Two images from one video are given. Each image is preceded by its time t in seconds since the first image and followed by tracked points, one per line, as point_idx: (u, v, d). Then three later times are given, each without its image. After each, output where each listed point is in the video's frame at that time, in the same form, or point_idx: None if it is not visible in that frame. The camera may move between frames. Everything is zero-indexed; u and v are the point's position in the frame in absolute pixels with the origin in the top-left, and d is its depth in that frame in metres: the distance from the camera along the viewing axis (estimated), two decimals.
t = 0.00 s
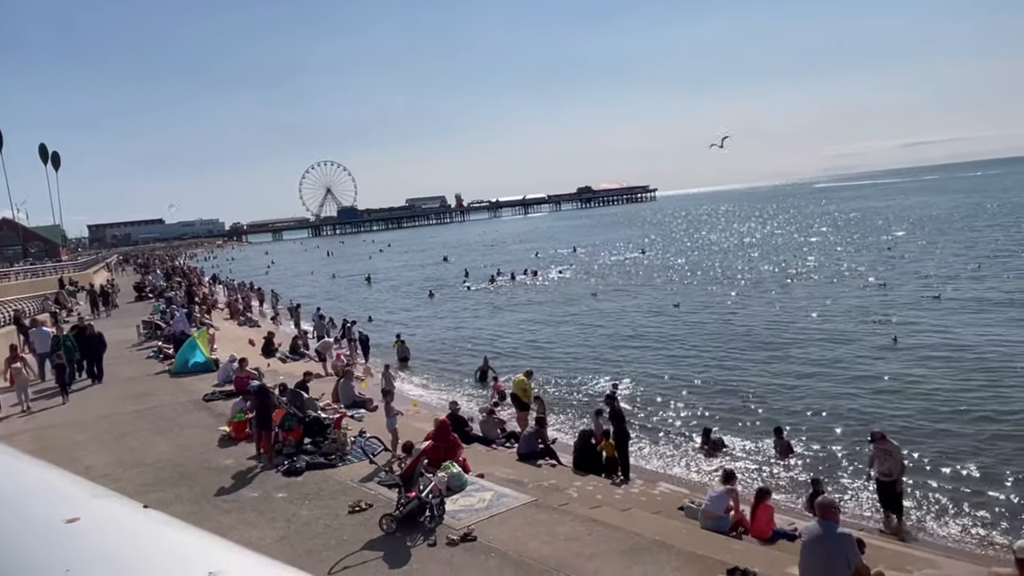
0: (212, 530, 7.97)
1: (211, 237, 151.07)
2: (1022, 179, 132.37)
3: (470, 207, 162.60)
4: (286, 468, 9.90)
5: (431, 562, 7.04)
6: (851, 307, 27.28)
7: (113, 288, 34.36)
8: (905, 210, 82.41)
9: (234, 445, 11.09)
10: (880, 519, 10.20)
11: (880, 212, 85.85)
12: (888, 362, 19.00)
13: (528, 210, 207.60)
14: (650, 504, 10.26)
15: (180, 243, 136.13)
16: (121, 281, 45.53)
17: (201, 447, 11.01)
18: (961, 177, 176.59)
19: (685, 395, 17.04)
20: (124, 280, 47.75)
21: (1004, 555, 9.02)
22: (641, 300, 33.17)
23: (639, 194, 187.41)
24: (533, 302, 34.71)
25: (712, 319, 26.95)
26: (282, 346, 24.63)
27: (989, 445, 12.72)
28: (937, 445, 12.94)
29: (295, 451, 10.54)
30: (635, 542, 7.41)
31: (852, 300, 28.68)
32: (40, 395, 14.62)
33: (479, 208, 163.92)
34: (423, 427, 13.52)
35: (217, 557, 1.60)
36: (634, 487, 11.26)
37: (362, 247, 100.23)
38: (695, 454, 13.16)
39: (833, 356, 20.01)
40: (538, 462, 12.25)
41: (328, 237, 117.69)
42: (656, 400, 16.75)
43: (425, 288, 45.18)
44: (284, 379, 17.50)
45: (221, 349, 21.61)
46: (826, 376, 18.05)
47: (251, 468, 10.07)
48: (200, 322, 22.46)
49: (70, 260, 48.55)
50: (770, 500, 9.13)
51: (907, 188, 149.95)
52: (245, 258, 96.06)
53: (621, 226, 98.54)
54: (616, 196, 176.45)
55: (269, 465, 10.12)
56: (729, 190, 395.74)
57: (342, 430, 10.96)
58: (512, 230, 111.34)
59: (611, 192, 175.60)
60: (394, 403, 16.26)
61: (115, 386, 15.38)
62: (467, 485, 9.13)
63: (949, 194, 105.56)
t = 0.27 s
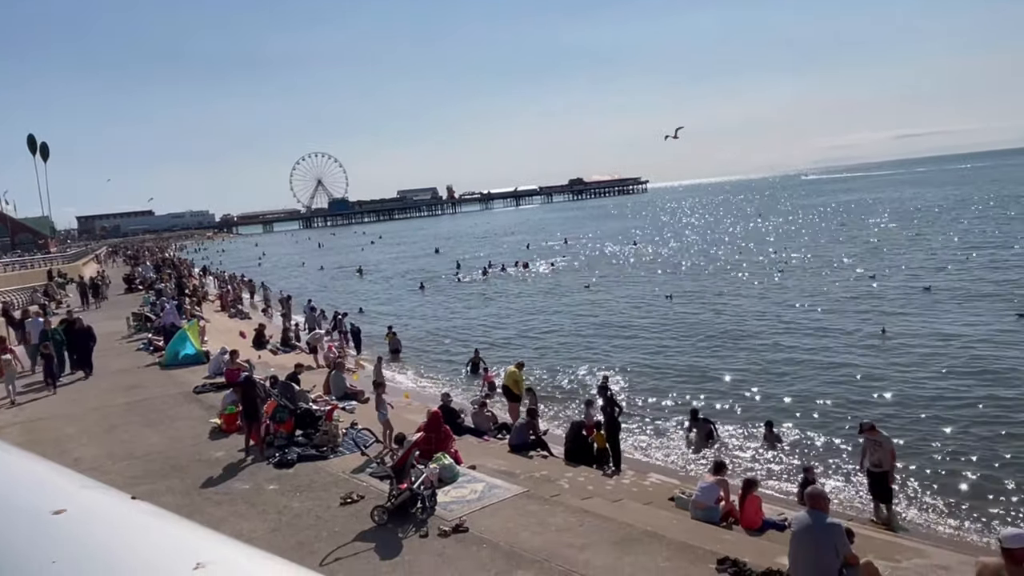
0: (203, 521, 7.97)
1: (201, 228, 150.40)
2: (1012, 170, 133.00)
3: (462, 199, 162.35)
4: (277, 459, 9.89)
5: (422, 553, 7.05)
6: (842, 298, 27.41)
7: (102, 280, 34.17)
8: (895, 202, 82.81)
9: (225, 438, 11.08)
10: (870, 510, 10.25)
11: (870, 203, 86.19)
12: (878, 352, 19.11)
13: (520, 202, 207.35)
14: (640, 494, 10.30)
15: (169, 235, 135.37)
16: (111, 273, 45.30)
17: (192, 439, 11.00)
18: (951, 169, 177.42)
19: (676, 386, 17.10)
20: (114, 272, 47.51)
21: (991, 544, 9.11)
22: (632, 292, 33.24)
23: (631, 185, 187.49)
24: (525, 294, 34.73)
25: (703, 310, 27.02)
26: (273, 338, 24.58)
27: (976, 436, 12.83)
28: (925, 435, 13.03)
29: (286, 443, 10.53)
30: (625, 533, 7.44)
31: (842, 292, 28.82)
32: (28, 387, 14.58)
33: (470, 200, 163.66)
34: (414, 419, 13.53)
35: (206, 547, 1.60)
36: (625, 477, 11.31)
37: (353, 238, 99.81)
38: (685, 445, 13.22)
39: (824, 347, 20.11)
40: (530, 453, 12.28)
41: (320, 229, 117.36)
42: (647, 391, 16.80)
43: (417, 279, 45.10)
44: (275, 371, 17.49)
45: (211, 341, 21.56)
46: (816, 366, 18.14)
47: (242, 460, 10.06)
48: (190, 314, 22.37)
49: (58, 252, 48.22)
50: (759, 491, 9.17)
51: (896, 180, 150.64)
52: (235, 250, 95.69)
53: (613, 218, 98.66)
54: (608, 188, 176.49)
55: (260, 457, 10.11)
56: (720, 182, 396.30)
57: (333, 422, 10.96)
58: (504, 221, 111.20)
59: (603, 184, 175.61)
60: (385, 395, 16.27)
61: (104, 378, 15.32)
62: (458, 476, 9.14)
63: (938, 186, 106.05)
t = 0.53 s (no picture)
0: (192, 513, 7.94)
1: (189, 219, 149.66)
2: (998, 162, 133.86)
3: (452, 190, 162.11)
4: (266, 451, 9.87)
5: (412, 544, 7.06)
6: (829, 289, 27.55)
7: (89, 271, 33.92)
8: (882, 193, 83.28)
9: (214, 429, 11.04)
10: (857, 499, 10.33)
11: (858, 195, 86.68)
12: (865, 343, 19.22)
13: (510, 193, 207.02)
14: (630, 485, 10.34)
15: (157, 226, 134.44)
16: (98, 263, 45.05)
17: (180, 431, 10.96)
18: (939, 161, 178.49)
19: (665, 377, 17.15)
20: (101, 263, 47.18)
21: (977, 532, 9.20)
22: (622, 283, 33.29)
23: (620, 177, 187.42)
24: (514, 285, 34.72)
25: (692, 301, 27.09)
26: (262, 330, 24.50)
27: (961, 426, 12.94)
28: (911, 425, 13.13)
29: (276, 435, 10.51)
30: (615, 523, 7.47)
31: (830, 283, 28.96)
32: (14, 377, 14.52)
33: (460, 191, 163.23)
34: (404, 410, 13.52)
35: (194, 537, 1.62)
36: (614, 468, 11.35)
37: (343, 229, 99.42)
38: (674, 436, 13.27)
39: (812, 338, 20.21)
40: (519, 444, 12.30)
41: (309, 220, 116.81)
42: (636, 382, 16.87)
43: (406, 271, 45.01)
44: (264, 362, 17.43)
45: (200, 333, 21.46)
46: (804, 357, 18.23)
47: (231, 451, 10.03)
48: (178, 305, 22.26)
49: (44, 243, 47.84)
50: (747, 481, 9.22)
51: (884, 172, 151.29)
52: (224, 241, 95.27)
53: (602, 210, 98.80)
54: (598, 179, 176.38)
55: (250, 449, 10.08)
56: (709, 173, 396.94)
57: (323, 413, 10.93)
58: (493, 213, 110.93)
59: (593, 175, 175.51)
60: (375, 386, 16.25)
61: (91, 369, 15.24)
62: (448, 467, 9.15)
63: (926, 178, 106.62)
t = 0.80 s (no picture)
0: (179, 505, 7.92)
1: (176, 210, 148.69)
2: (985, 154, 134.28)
3: (440, 181, 161.56)
4: (254, 442, 9.84)
5: (401, 535, 7.06)
6: (817, 280, 27.66)
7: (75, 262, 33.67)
8: (870, 184, 83.64)
9: (202, 421, 10.99)
10: (842, 489, 10.41)
11: (845, 186, 87.04)
12: (852, 334, 19.33)
13: (499, 184, 206.60)
14: (618, 475, 10.37)
15: (143, 216, 133.39)
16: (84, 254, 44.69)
17: (168, 423, 10.91)
18: (926, 153, 179.27)
19: (654, 368, 17.19)
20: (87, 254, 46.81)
21: (961, 522, 9.29)
22: (611, 274, 33.30)
23: (610, 168, 187.33)
24: (504, 276, 34.67)
25: (681, 292, 27.13)
26: (249, 321, 24.40)
27: (947, 417, 13.03)
28: (897, 416, 13.23)
29: (264, 427, 10.47)
30: (603, 513, 7.49)
31: (818, 274, 29.07)
32: None
33: (449, 181, 162.73)
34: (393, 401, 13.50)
35: (168, 537, 1.76)
36: (602, 458, 11.39)
37: (331, 220, 98.98)
38: (662, 427, 13.32)
39: (800, 329, 20.30)
40: (508, 435, 12.31)
41: (297, 211, 116.18)
42: (625, 373, 16.91)
43: (395, 262, 44.88)
44: (251, 354, 17.37)
45: (187, 324, 21.35)
46: (792, 348, 18.31)
47: (219, 443, 9.99)
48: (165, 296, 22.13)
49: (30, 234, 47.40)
50: (734, 472, 9.27)
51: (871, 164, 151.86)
52: (211, 232, 94.69)
53: (592, 201, 98.79)
54: (587, 170, 176.22)
55: (238, 440, 10.04)
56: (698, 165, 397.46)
57: (311, 404, 10.90)
58: (483, 204, 110.64)
59: (582, 166, 175.32)
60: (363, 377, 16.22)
61: (77, 360, 15.14)
62: (437, 459, 9.15)
63: (914, 170, 107.07)
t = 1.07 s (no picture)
0: (167, 497, 7.89)
1: (163, 201, 147.73)
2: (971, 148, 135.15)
3: (430, 173, 161.14)
4: (241, 435, 9.79)
5: (389, 527, 7.06)
6: (805, 273, 27.80)
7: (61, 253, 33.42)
8: (858, 178, 84.04)
9: (189, 413, 10.94)
10: (827, 478, 10.56)
11: (833, 179, 87.43)
12: (840, 327, 19.43)
13: (489, 175, 206.28)
14: (606, 467, 10.40)
15: (130, 207, 132.40)
16: (70, 245, 44.36)
17: (155, 415, 10.85)
18: (913, 147, 180.07)
19: (642, 360, 17.24)
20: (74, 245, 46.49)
21: (945, 513, 9.37)
22: (600, 266, 33.34)
23: (599, 160, 187.36)
24: (493, 269, 34.66)
25: (670, 285, 27.20)
26: (238, 313, 24.31)
27: (932, 408, 13.13)
28: (883, 408, 13.32)
29: (252, 419, 10.42)
30: (591, 505, 7.50)
31: (806, 267, 29.20)
32: None
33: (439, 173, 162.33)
34: (382, 393, 13.48)
35: (149, 532, 1.80)
36: (590, 450, 11.41)
37: (320, 212, 98.59)
38: (651, 418, 13.36)
39: (788, 321, 20.40)
40: (497, 427, 12.33)
41: (286, 202, 115.65)
42: (614, 365, 16.95)
43: (384, 253, 44.80)
44: (239, 345, 17.30)
45: (174, 316, 21.25)
46: (779, 340, 18.40)
47: (206, 436, 9.95)
48: (152, 287, 22.01)
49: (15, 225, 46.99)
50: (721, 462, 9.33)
51: (859, 157, 152.62)
52: (199, 223, 94.16)
53: (581, 194, 98.87)
54: (577, 163, 176.15)
55: (225, 433, 9.99)
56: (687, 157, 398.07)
57: (299, 397, 10.86)
58: (472, 196, 110.44)
59: (572, 159, 175.23)
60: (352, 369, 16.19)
61: (64, 352, 15.05)
62: (425, 451, 9.13)
63: (901, 163, 107.59)
